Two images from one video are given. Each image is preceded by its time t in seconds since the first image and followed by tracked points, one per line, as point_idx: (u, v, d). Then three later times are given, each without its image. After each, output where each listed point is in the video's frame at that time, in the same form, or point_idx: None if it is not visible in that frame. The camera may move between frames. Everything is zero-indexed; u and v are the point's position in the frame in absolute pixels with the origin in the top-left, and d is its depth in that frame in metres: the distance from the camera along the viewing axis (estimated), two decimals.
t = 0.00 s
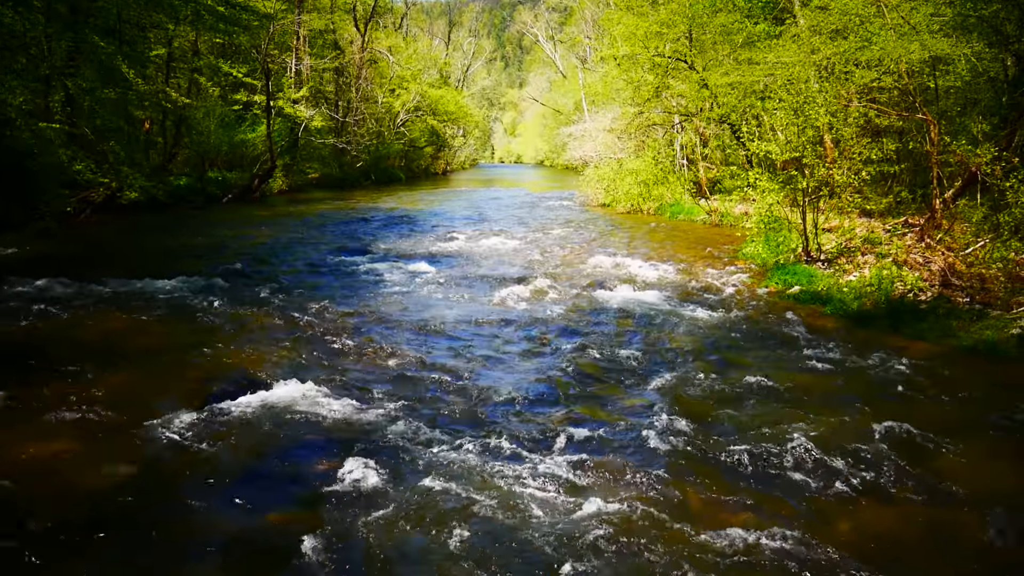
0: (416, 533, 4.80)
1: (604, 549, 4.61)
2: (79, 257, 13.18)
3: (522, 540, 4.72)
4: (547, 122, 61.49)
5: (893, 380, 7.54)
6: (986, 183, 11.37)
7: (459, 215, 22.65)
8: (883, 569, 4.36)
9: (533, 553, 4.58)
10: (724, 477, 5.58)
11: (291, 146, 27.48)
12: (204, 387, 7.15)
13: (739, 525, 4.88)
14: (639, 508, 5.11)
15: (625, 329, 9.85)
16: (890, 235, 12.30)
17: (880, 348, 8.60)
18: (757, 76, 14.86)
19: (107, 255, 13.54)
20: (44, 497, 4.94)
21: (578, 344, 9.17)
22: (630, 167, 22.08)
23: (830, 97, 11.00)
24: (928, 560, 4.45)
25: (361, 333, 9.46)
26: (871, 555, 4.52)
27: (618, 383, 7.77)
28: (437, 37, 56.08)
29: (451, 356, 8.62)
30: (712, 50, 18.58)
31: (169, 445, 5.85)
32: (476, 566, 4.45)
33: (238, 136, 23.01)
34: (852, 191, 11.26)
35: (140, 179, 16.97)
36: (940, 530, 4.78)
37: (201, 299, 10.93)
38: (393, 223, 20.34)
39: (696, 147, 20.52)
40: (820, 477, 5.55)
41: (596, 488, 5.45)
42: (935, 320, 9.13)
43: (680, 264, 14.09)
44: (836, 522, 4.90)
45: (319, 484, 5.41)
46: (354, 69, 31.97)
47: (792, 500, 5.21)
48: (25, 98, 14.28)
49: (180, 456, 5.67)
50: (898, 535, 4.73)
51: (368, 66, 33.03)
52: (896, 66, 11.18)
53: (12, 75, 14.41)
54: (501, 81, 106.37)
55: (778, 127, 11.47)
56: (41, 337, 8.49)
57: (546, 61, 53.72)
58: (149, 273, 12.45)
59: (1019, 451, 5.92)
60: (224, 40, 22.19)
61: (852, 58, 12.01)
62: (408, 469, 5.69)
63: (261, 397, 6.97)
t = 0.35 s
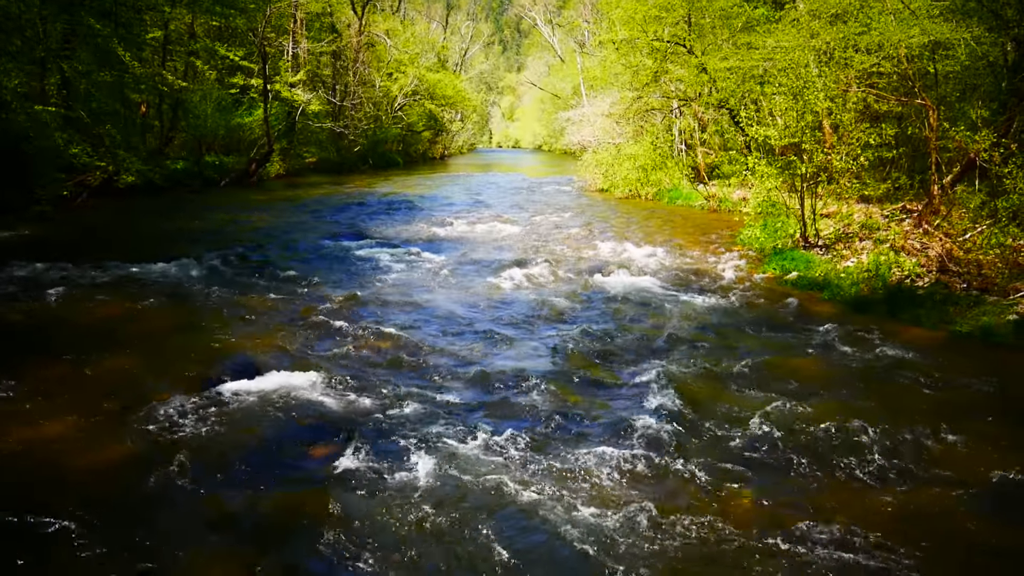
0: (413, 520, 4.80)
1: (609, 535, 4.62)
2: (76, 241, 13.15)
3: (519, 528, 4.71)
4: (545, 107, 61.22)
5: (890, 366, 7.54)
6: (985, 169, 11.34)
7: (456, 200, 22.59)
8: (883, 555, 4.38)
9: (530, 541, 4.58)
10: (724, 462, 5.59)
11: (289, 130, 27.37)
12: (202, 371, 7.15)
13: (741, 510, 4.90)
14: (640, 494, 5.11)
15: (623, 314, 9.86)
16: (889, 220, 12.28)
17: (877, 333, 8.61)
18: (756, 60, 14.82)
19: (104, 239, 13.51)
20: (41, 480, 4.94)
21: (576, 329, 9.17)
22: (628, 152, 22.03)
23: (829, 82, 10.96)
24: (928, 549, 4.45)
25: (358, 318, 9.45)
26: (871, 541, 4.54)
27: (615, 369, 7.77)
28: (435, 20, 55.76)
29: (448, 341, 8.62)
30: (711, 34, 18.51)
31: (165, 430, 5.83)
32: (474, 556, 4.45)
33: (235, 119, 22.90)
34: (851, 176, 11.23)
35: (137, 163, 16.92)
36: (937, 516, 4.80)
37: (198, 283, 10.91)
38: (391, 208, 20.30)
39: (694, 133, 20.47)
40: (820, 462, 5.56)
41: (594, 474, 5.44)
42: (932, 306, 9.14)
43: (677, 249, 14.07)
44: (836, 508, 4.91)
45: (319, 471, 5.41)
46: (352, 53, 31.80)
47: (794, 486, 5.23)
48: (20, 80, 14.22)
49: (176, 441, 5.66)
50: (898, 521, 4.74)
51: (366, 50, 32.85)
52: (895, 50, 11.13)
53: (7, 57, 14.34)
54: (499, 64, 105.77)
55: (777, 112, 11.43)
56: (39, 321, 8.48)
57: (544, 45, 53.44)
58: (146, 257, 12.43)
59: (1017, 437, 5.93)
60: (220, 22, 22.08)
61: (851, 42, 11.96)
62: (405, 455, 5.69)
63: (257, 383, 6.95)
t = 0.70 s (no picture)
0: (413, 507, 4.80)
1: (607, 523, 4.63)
2: (76, 227, 13.16)
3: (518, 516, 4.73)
4: (546, 94, 61.00)
5: (892, 354, 7.55)
6: (987, 157, 11.32)
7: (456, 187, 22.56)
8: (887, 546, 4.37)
9: (530, 529, 4.59)
10: (722, 449, 5.62)
11: (289, 117, 27.29)
12: (202, 356, 7.18)
13: (739, 497, 4.94)
14: (639, 480, 5.15)
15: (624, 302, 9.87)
16: (890, 209, 12.27)
17: (876, 321, 8.63)
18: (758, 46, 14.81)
19: (103, 225, 13.52)
20: (43, 466, 4.97)
21: (576, 316, 9.19)
22: (628, 139, 22.01)
23: (831, 69, 10.93)
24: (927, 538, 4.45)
25: (358, 305, 9.46)
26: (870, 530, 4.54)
27: (615, 356, 7.80)
28: (435, 6, 55.48)
29: (449, 328, 8.64)
30: (712, 21, 18.46)
31: (166, 416, 5.85)
32: (472, 543, 4.46)
33: (235, 106, 22.86)
34: (852, 164, 11.22)
35: (136, 149, 16.90)
36: (935, 505, 4.81)
37: (198, 269, 10.93)
38: (392, 194, 20.26)
39: (696, 120, 20.41)
40: (819, 450, 5.59)
41: (591, 460, 5.47)
42: (933, 294, 9.14)
43: (678, 237, 14.07)
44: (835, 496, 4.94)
45: (319, 456, 5.44)
46: (352, 39, 31.67)
47: (792, 473, 5.26)
48: (19, 65, 14.21)
49: (178, 428, 5.69)
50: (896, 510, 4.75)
51: (366, 36, 32.72)
52: (897, 38, 11.10)
53: (6, 42, 14.33)
54: (499, 51, 105.37)
55: (779, 99, 11.40)
56: (39, 306, 8.51)
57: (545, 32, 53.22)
58: (146, 243, 12.43)
59: (1017, 425, 5.96)
60: (220, 7, 22.00)
61: (854, 28, 11.92)
62: (405, 441, 5.72)
63: (256, 368, 6.98)
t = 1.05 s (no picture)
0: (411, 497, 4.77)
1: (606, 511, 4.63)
2: (74, 213, 13.14)
3: (518, 507, 4.69)
4: (545, 82, 60.78)
5: (890, 343, 7.57)
6: (987, 146, 11.30)
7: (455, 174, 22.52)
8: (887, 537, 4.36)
9: (529, 521, 4.56)
10: (722, 438, 5.62)
11: (287, 103, 27.20)
12: (201, 343, 7.19)
13: (739, 485, 4.94)
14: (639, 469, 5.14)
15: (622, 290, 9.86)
16: (889, 197, 12.25)
17: (874, 310, 8.65)
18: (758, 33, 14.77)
19: (101, 212, 13.50)
20: (42, 452, 4.98)
21: (575, 304, 9.20)
22: (627, 126, 21.96)
23: (831, 57, 10.90)
24: (924, 525, 4.46)
25: (357, 292, 9.46)
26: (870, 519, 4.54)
27: (614, 344, 7.81)
28: None
29: (448, 316, 8.64)
30: (713, 8, 18.39)
31: (166, 404, 5.84)
32: (470, 534, 4.42)
33: (233, 92, 22.78)
34: (852, 152, 11.20)
35: (134, 135, 16.85)
36: (938, 497, 4.78)
37: (197, 256, 10.93)
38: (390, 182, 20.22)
39: (695, 108, 20.36)
40: (820, 440, 5.58)
41: (591, 448, 5.48)
42: (931, 283, 9.14)
43: (676, 225, 14.06)
44: (837, 486, 4.93)
45: (318, 442, 5.45)
46: (351, 25, 31.53)
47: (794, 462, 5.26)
48: (16, 51, 14.15)
49: (177, 415, 5.69)
50: (900, 502, 4.73)
51: (365, 22, 32.59)
52: (898, 26, 11.06)
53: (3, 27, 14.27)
54: (498, 37, 104.92)
55: (779, 87, 11.37)
56: (37, 294, 8.51)
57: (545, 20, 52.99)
58: (144, 230, 12.42)
59: (1014, 415, 5.97)
60: None
61: (855, 15, 11.88)
62: (404, 428, 5.73)
63: (255, 355, 6.97)
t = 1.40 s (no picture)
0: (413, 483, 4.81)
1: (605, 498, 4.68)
2: (73, 196, 13.13)
3: (516, 494, 4.74)
4: (546, 66, 60.49)
5: (889, 332, 7.59)
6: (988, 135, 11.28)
7: (455, 159, 22.47)
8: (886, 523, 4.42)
9: (528, 507, 4.60)
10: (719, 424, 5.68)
11: (287, 86, 27.09)
12: (201, 327, 7.21)
13: (737, 473, 4.98)
14: (637, 455, 5.20)
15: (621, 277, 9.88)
16: (890, 184, 12.25)
17: (873, 298, 8.67)
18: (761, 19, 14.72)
19: (100, 195, 13.49)
20: (44, 435, 5.02)
21: (575, 291, 9.22)
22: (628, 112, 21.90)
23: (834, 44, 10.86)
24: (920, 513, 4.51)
25: (357, 277, 9.47)
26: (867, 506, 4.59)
27: (613, 330, 7.83)
28: None
29: (447, 302, 8.66)
30: None
31: (168, 388, 5.87)
32: (468, 520, 4.47)
33: (233, 75, 22.69)
34: (853, 140, 11.18)
35: (133, 118, 16.81)
36: (934, 485, 4.83)
37: (197, 240, 10.94)
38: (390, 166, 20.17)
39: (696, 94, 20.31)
40: (816, 427, 5.64)
41: (590, 435, 5.51)
42: (931, 272, 9.15)
43: (676, 211, 14.06)
44: (835, 473, 4.98)
45: (320, 427, 5.49)
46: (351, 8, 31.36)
47: (791, 449, 5.32)
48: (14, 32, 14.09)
49: (178, 399, 5.71)
50: (895, 489, 4.78)
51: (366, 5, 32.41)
52: (901, 13, 11.02)
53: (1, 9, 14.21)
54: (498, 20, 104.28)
55: (781, 74, 11.35)
56: (38, 277, 8.53)
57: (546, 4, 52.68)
58: (144, 213, 12.41)
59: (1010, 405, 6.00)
60: None
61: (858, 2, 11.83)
62: (405, 414, 5.76)
63: (255, 338, 7.00)
